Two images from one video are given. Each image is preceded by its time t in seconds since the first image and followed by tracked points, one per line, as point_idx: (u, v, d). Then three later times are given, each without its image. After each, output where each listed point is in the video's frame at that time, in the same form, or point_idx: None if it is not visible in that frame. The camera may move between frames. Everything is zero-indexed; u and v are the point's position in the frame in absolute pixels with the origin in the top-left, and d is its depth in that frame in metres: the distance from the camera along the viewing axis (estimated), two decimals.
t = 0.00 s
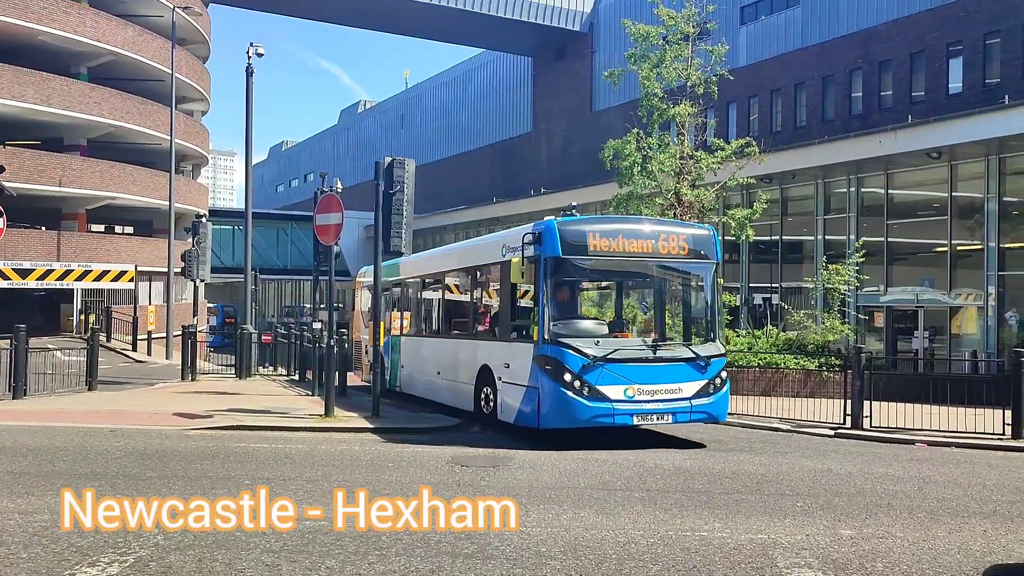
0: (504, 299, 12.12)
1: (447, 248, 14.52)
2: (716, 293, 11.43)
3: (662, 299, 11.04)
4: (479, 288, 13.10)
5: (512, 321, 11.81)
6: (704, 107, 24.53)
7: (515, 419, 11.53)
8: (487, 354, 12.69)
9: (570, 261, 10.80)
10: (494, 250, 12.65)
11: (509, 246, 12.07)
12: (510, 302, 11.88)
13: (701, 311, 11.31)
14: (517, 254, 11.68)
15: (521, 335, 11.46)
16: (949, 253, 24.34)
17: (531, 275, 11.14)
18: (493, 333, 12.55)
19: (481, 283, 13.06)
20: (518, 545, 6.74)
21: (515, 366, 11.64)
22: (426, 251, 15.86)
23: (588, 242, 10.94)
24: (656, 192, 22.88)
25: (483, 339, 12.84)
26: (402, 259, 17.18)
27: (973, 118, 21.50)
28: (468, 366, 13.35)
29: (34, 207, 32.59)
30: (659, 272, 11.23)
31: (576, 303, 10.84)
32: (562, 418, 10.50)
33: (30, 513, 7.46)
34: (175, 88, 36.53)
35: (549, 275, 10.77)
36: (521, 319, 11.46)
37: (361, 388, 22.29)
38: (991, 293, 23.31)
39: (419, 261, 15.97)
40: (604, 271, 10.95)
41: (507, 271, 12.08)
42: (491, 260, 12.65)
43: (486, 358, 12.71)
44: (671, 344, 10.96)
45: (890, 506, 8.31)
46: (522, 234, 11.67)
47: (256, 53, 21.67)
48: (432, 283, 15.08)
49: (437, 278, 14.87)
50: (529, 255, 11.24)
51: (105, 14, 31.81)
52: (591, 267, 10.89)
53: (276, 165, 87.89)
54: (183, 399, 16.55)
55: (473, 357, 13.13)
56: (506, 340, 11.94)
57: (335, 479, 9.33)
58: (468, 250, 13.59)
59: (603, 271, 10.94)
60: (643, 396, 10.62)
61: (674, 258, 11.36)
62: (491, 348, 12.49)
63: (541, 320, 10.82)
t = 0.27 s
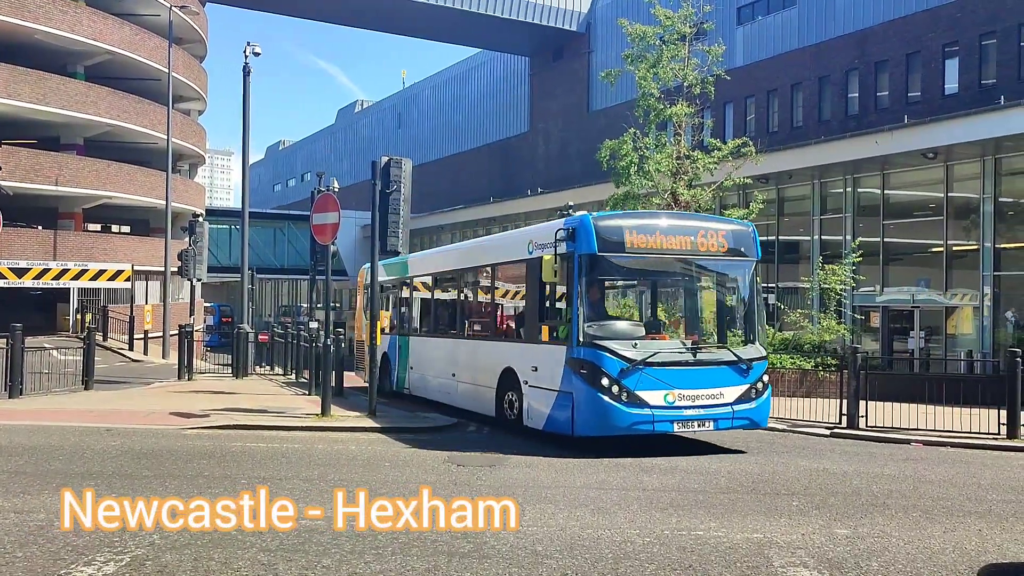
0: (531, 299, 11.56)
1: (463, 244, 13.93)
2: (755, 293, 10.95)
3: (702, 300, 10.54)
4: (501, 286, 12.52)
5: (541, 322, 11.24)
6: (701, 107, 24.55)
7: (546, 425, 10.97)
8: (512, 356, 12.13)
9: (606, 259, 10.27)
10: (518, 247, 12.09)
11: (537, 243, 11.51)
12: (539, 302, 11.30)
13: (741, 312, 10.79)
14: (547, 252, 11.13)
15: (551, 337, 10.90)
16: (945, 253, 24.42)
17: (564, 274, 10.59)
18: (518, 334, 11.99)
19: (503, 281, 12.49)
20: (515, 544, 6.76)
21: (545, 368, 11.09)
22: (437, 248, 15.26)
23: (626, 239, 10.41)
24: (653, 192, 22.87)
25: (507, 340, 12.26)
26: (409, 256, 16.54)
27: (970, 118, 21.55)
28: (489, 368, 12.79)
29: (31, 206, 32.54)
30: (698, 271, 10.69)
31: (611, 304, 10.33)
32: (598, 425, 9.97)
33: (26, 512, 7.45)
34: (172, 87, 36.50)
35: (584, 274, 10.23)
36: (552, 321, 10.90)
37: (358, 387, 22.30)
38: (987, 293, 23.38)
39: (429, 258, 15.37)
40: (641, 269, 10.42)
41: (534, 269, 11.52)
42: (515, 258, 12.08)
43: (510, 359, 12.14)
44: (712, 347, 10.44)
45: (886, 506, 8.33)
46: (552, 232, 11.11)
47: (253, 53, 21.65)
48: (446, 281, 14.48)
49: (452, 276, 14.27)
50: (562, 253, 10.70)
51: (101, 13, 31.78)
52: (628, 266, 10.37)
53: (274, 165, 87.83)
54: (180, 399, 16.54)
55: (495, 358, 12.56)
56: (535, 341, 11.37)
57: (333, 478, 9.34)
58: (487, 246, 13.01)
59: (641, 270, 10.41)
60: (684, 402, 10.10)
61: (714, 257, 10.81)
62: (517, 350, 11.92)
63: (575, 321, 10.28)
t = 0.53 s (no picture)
0: (566, 299, 11.06)
1: (484, 243, 13.35)
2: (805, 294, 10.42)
3: (752, 301, 10.03)
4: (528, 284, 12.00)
5: (577, 323, 10.76)
6: (701, 107, 24.53)
7: (583, 433, 10.49)
8: (542, 359, 11.63)
9: (652, 258, 9.76)
10: (548, 245, 11.58)
11: (570, 241, 11.00)
12: (575, 302, 10.81)
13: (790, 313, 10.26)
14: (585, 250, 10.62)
15: (590, 340, 10.42)
16: (946, 253, 24.42)
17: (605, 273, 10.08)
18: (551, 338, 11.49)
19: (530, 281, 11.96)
20: (516, 544, 6.75)
21: (581, 374, 10.59)
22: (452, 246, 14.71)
23: (671, 236, 9.92)
24: (653, 192, 22.85)
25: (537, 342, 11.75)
26: (421, 254, 15.98)
27: (971, 118, 21.54)
28: (516, 373, 12.29)
29: (30, 206, 32.52)
30: (746, 270, 10.17)
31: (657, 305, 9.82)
32: (644, 434, 9.50)
33: (26, 512, 7.44)
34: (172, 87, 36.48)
35: (629, 274, 9.73)
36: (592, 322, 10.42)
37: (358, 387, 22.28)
38: (988, 293, 23.38)
39: (444, 255, 14.81)
40: (688, 268, 9.89)
41: (568, 268, 11.02)
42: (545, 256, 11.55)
43: (540, 364, 11.64)
44: (762, 351, 9.93)
45: (886, 506, 8.32)
46: (590, 229, 10.59)
47: (253, 52, 21.65)
48: (465, 280, 13.93)
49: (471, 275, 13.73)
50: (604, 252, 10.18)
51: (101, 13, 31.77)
52: (675, 266, 9.84)
53: (274, 165, 87.85)
54: (180, 399, 16.53)
55: (524, 362, 12.06)
56: (570, 344, 10.89)
57: (333, 478, 9.33)
58: (513, 244, 12.47)
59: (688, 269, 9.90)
60: (733, 409, 9.62)
61: (762, 255, 10.28)
62: (548, 354, 11.43)
63: (618, 324, 9.80)
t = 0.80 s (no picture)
0: (607, 298, 10.58)
1: (513, 239, 12.86)
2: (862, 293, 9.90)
3: (809, 300, 9.55)
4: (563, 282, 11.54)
5: (621, 323, 10.28)
6: (703, 107, 24.52)
7: (628, 439, 9.95)
8: (580, 361, 11.11)
9: (707, 254, 9.31)
10: (588, 241, 11.06)
11: (612, 235, 10.55)
12: (618, 301, 10.35)
13: (845, 312, 9.75)
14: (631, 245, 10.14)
15: (638, 340, 9.90)
16: (949, 254, 24.38)
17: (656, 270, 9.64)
18: (591, 338, 10.94)
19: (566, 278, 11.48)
20: (518, 544, 6.75)
21: (626, 376, 10.07)
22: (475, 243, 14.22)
23: (727, 230, 9.43)
24: (655, 192, 22.85)
25: (573, 342, 11.26)
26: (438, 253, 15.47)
27: (973, 119, 21.52)
28: (549, 374, 11.78)
29: (33, 207, 32.56)
30: (804, 268, 9.70)
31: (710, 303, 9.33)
32: (698, 440, 8.92)
33: (29, 512, 7.45)
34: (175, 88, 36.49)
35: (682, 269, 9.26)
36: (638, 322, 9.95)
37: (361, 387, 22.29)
38: (990, 294, 23.38)
39: (466, 253, 14.30)
40: (744, 264, 9.42)
41: (610, 264, 10.56)
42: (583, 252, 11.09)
43: (577, 365, 11.13)
44: (820, 352, 9.41)
45: (889, 506, 8.30)
46: (636, 223, 10.15)
47: (255, 53, 21.66)
48: (491, 278, 13.42)
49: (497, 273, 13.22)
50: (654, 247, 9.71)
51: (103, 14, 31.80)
52: (730, 261, 9.37)
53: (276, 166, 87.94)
54: (182, 399, 16.54)
55: (559, 363, 11.53)
56: (612, 344, 10.41)
57: (336, 478, 9.34)
58: (547, 240, 12.00)
59: (743, 264, 9.42)
60: (791, 413, 9.06)
61: (819, 252, 9.81)
62: (586, 356, 10.92)
63: (669, 322, 9.31)
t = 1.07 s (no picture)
0: (656, 297, 10.00)
1: (548, 235, 12.24)
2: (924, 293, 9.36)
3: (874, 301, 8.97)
4: (603, 280, 10.97)
5: (673, 324, 9.72)
6: (705, 107, 24.51)
7: (682, 447, 9.41)
8: (621, 363, 10.55)
9: (773, 251, 8.71)
10: (630, 237, 10.50)
11: (662, 231, 9.96)
12: (670, 301, 9.77)
13: (909, 314, 9.20)
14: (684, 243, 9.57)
15: (694, 343, 9.31)
16: (950, 254, 24.28)
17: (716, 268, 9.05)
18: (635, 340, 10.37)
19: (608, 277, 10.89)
20: (520, 546, 6.74)
21: (678, 380, 9.52)
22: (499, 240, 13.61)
23: (790, 226, 8.84)
24: (657, 193, 22.83)
25: (616, 344, 10.70)
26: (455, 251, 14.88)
27: (975, 119, 21.50)
28: (586, 378, 11.24)
29: (35, 208, 32.60)
30: (870, 268, 9.12)
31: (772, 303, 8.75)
32: (764, 448, 8.37)
33: (31, 514, 7.46)
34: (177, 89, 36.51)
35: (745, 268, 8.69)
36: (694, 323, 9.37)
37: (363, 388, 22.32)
38: (993, 294, 23.40)
39: (489, 250, 13.69)
40: (813, 265, 8.81)
41: (659, 263, 9.97)
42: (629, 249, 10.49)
43: (619, 368, 10.58)
44: (887, 355, 8.84)
45: (891, 508, 8.29)
46: (691, 218, 9.55)
47: (257, 54, 21.69)
48: (519, 276, 12.84)
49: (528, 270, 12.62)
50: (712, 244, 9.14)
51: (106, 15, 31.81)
52: (796, 258, 8.77)
53: (278, 167, 88.07)
54: (184, 400, 16.56)
55: (598, 366, 10.97)
56: (662, 346, 9.83)
57: (338, 480, 9.35)
58: (586, 236, 11.41)
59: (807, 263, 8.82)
60: (860, 420, 8.50)
61: (884, 251, 9.24)
62: (630, 359, 10.36)
63: (730, 322, 8.75)
